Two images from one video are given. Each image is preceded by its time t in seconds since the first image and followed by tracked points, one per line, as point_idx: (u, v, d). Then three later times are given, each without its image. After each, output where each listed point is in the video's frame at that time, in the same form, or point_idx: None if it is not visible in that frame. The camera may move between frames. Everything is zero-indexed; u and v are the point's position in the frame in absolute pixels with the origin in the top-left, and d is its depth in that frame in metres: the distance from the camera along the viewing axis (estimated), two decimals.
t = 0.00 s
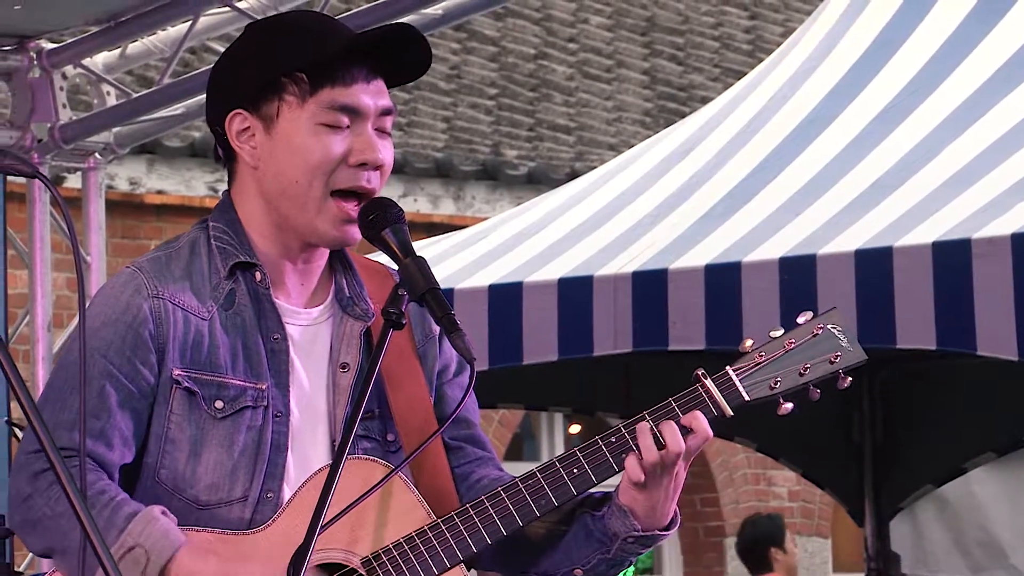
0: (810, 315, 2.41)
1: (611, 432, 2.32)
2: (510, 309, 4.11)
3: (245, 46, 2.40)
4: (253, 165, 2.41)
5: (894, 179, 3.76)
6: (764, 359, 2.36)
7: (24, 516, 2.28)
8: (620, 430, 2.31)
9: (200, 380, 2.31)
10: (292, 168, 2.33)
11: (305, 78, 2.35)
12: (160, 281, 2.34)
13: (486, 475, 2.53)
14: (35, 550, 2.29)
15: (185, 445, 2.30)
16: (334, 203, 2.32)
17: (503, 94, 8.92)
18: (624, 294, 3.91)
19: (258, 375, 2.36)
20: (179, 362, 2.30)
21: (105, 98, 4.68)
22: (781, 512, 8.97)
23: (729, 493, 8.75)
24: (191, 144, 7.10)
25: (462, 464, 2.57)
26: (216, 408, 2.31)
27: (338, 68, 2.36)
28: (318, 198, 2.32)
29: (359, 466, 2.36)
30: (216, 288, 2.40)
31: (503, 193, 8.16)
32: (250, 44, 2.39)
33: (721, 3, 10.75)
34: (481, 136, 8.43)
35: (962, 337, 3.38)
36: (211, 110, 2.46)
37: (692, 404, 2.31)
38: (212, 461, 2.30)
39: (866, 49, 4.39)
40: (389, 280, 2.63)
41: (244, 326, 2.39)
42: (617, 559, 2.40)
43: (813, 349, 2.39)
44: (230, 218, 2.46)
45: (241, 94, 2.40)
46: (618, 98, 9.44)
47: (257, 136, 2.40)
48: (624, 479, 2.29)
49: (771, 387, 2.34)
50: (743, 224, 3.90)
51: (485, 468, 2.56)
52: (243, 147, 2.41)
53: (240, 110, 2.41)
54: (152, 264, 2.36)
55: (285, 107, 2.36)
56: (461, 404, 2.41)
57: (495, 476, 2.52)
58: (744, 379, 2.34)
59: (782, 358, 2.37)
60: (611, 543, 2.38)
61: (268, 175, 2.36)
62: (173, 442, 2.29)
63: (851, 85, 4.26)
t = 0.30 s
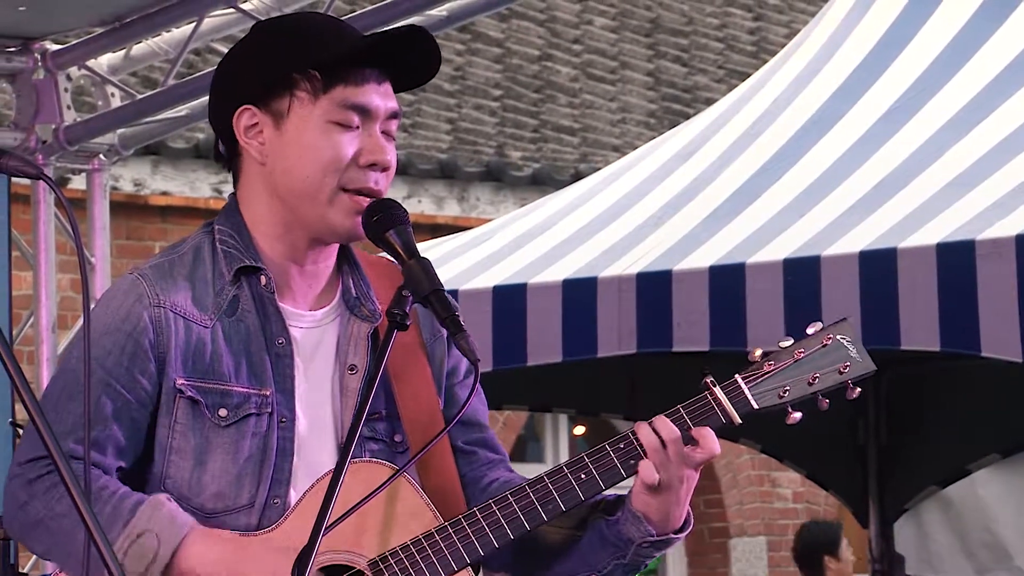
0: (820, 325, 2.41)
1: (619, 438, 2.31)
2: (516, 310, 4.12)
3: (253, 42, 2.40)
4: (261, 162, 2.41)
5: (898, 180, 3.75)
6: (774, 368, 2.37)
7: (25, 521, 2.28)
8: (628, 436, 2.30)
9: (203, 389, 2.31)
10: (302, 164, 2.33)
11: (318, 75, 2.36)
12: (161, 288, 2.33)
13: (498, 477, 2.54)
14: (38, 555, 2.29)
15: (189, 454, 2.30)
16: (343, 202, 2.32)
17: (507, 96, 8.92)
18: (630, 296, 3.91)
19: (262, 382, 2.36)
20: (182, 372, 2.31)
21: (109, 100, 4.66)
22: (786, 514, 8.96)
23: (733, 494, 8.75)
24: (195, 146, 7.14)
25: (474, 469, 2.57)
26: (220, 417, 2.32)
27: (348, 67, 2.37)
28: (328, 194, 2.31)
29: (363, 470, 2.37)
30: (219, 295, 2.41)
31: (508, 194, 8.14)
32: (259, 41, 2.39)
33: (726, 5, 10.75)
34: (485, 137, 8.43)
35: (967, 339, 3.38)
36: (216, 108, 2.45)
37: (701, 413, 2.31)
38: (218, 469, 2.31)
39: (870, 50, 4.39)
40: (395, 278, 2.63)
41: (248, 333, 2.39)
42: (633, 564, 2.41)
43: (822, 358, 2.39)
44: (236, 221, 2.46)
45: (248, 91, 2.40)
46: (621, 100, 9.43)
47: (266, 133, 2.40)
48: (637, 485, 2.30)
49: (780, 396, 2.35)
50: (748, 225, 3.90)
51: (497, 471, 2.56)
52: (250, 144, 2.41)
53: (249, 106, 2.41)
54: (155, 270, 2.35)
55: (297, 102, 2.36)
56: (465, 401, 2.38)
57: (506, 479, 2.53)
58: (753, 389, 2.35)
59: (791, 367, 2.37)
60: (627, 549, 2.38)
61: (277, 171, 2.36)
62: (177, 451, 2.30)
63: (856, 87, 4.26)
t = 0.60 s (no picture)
0: (818, 317, 2.43)
1: (619, 433, 2.32)
2: (520, 310, 4.11)
3: (255, 43, 2.40)
4: (265, 163, 2.40)
5: (903, 180, 3.75)
6: (774, 360, 2.39)
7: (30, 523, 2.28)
8: (629, 432, 2.31)
9: (206, 386, 2.31)
10: (307, 166, 2.33)
11: (322, 76, 2.36)
12: (163, 284, 2.34)
13: (507, 476, 2.55)
14: (43, 559, 2.30)
15: (192, 450, 2.30)
16: (347, 203, 2.31)
17: (511, 96, 8.91)
18: (633, 296, 3.91)
19: (264, 380, 2.37)
20: (184, 367, 2.31)
21: (113, 100, 4.69)
22: (789, 514, 8.97)
23: (737, 494, 8.75)
24: (199, 146, 7.10)
25: (482, 470, 2.57)
26: (222, 414, 2.32)
27: (351, 67, 2.36)
28: (333, 197, 2.31)
29: (367, 469, 2.36)
30: (220, 294, 2.40)
31: (512, 195, 8.14)
32: (260, 41, 2.39)
33: (730, 5, 10.75)
34: (489, 137, 8.42)
35: (971, 339, 3.38)
36: (217, 109, 2.45)
37: (702, 407, 2.31)
38: (220, 466, 2.31)
39: (875, 50, 4.39)
40: (398, 276, 2.62)
41: (250, 331, 2.39)
42: (647, 558, 2.41)
43: (821, 350, 2.42)
44: (237, 221, 2.45)
45: (251, 93, 2.40)
46: (625, 100, 9.42)
47: (270, 134, 2.39)
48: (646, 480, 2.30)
49: (780, 388, 2.36)
50: (752, 225, 3.90)
51: (506, 469, 2.57)
52: (255, 145, 2.40)
53: (253, 108, 2.41)
54: (156, 266, 2.36)
55: (301, 104, 2.36)
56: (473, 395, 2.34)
57: (515, 477, 2.54)
58: (754, 382, 2.35)
59: (792, 359, 2.39)
60: (639, 542, 2.38)
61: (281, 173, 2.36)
62: (180, 447, 2.30)
63: (860, 86, 4.26)
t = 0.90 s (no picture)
0: (822, 320, 2.43)
1: (626, 435, 2.33)
2: (526, 310, 4.11)
3: (252, 45, 2.40)
4: (263, 166, 2.41)
5: (908, 180, 3.75)
6: (779, 363, 2.38)
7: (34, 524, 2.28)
8: (635, 434, 2.32)
9: (209, 385, 2.32)
10: (303, 169, 2.34)
11: (316, 80, 2.36)
12: (166, 284, 2.34)
13: (514, 478, 2.55)
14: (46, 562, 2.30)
15: (196, 449, 2.30)
16: (345, 207, 2.32)
17: (515, 97, 8.91)
18: (638, 295, 3.90)
19: (266, 379, 2.37)
20: (188, 366, 2.31)
21: (119, 101, 4.66)
22: (794, 515, 8.97)
23: (742, 496, 8.76)
24: (204, 148, 7.11)
25: (488, 473, 2.57)
26: (226, 413, 2.33)
27: (349, 69, 2.37)
28: (329, 201, 2.32)
29: (374, 468, 2.36)
30: (223, 294, 2.41)
31: (517, 197, 8.13)
32: (258, 44, 2.38)
33: (735, 6, 10.76)
34: (494, 139, 8.42)
35: (976, 341, 3.38)
36: (218, 111, 2.45)
37: (708, 408, 2.32)
38: (223, 466, 2.31)
39: (879, 52, 4.39)
40: (402, 282, 2.63)
41: (253, 330, 2.39)
42: (655, 558, 2.41)
43: (825, 353, 2.42)
44: (239, 222, 2.46)
45: (249, 95, 2.40)
46: (631, 102, 9.41)
47: (267, 137, 2.40)
48: (653, 480, 2.31)
49: (785, 391, 2.37)
50: (756, 227, 3.90)
51: (511, 471, 2.57)
52: (252, 148, 2.41)
53: (250, 111, 2.41)
54: (159, 266, 2.37)
55: (295, 108, 2.36)
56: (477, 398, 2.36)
57: (522, 479, 2.54)
58: (759, 384, 2.36)
59: (796, 362, 2.39)
60: (648, 543, 2.38)
61: (278, 176, 2.37)
62: (183, 446, 2.30)
63: (865, 88, 4.26)
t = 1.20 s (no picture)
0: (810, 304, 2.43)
1: (616, 426, 2.34)
2: (529, 312, 4.12)
3: (253, 45, 2.40)
4: (263, 168, 2.41)
5: (912, 181, 3.75)
6: (767, 349, 2.39)
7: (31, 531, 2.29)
8: (625, 424, 2.33)
9: (207, 391, 2.32)
10: (303, 170, 2.33)
11: (315, 79, 2.36)
12: (166, 291, 2.35)
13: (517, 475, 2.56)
14: (48, 563, 2.30)
15: (193, 456, 2.30)
16: (346, 207, 2.32)
17: (519, 98, 8.91)
18: (642, 296, 3.90)
19: (265, 384, 2.36)
20: (187, 373, 2.31)
21: (123, 103, 4.65)
22: (798, 516, 8.98)
23: (747, 497, 8.73)
24: (209, 148, 7.12)
25: (491, 471, 2.57)
26: (224, 419, 2.32)
27: (348, 69, 2.36)
28: (330, 201, 2.32)
29: (375, 468, 2.37)
30: (222, 298, 2.41)
31: (521, 198, 8.14)
32: (258, 44, 2.38)
33: (739, 7, 10.77)
34: (498, 139, 8.43)
35: (981, 342, 3.38)
36: (219, 111, 2.45)
37: (696, 397, 2.32)
38: (222, 472, 2.31)
39: (882, 54, 4.39)
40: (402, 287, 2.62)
41: (251, 335, 2.39)
42: (648, 547, 2.41)
43: (815, 337, 2.42)
44: (240, 225, 2.46)
45: (250, 95, 2.40)
46: (635, 102, 9.42)
47: (266, 138, 2.40)
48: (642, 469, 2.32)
49: (774, 376, 2.38)
50: (759, 230, 3.90)
51: (515, 469, 2.58)
52: (252, 150, 2.41)
53: (249, 112, 2.42)
54: (159, 273, 2.37)
55: (295, 107, 2.36)
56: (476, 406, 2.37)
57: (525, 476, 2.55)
58: (747, 370, 2.37)
59: (785, 347, 2.40)
60: (639, 532, 2.39)
61: (278, 178, 2.37)
62: (182, 453, 2.30)
63: (868, 90, 4.26)
